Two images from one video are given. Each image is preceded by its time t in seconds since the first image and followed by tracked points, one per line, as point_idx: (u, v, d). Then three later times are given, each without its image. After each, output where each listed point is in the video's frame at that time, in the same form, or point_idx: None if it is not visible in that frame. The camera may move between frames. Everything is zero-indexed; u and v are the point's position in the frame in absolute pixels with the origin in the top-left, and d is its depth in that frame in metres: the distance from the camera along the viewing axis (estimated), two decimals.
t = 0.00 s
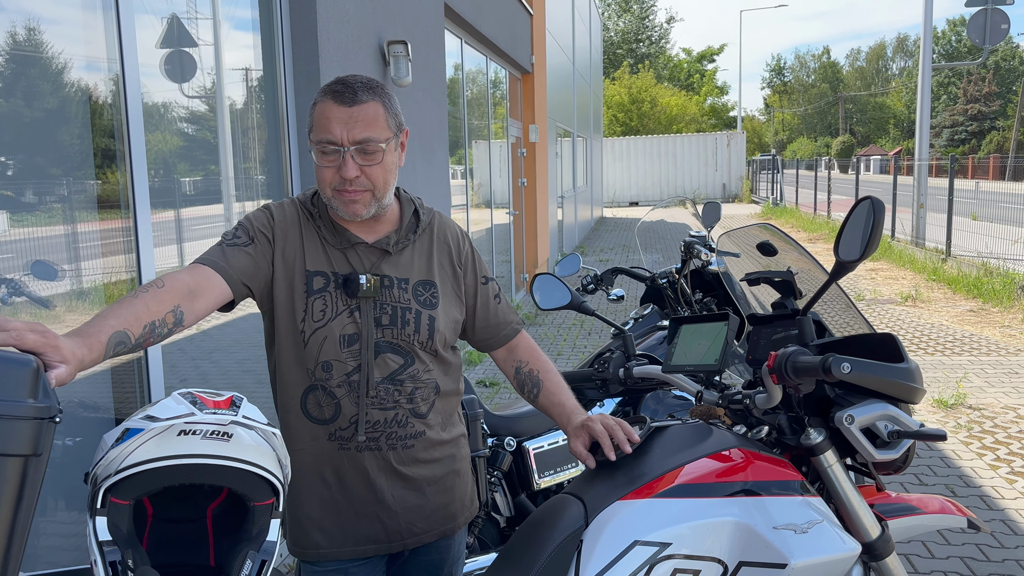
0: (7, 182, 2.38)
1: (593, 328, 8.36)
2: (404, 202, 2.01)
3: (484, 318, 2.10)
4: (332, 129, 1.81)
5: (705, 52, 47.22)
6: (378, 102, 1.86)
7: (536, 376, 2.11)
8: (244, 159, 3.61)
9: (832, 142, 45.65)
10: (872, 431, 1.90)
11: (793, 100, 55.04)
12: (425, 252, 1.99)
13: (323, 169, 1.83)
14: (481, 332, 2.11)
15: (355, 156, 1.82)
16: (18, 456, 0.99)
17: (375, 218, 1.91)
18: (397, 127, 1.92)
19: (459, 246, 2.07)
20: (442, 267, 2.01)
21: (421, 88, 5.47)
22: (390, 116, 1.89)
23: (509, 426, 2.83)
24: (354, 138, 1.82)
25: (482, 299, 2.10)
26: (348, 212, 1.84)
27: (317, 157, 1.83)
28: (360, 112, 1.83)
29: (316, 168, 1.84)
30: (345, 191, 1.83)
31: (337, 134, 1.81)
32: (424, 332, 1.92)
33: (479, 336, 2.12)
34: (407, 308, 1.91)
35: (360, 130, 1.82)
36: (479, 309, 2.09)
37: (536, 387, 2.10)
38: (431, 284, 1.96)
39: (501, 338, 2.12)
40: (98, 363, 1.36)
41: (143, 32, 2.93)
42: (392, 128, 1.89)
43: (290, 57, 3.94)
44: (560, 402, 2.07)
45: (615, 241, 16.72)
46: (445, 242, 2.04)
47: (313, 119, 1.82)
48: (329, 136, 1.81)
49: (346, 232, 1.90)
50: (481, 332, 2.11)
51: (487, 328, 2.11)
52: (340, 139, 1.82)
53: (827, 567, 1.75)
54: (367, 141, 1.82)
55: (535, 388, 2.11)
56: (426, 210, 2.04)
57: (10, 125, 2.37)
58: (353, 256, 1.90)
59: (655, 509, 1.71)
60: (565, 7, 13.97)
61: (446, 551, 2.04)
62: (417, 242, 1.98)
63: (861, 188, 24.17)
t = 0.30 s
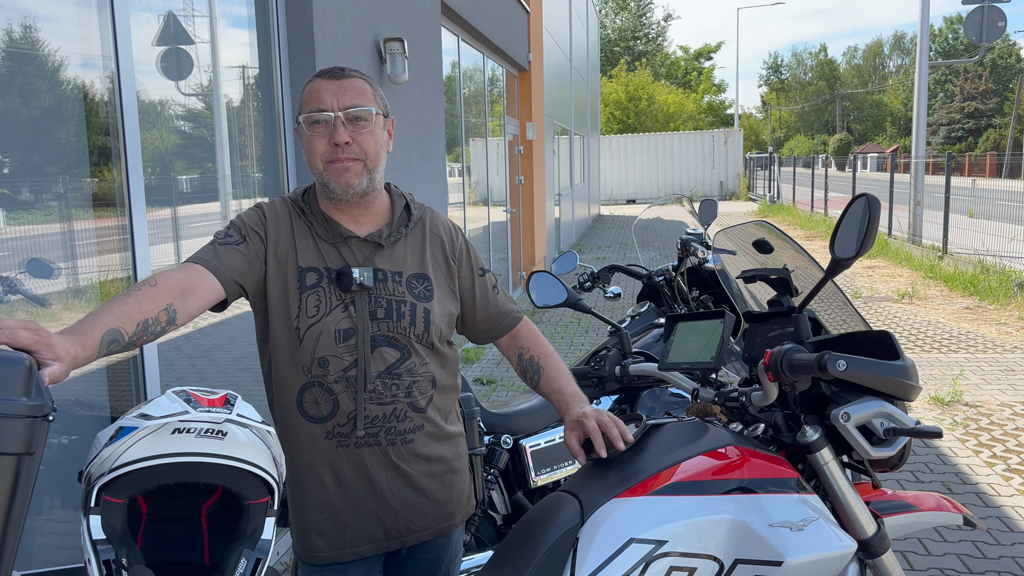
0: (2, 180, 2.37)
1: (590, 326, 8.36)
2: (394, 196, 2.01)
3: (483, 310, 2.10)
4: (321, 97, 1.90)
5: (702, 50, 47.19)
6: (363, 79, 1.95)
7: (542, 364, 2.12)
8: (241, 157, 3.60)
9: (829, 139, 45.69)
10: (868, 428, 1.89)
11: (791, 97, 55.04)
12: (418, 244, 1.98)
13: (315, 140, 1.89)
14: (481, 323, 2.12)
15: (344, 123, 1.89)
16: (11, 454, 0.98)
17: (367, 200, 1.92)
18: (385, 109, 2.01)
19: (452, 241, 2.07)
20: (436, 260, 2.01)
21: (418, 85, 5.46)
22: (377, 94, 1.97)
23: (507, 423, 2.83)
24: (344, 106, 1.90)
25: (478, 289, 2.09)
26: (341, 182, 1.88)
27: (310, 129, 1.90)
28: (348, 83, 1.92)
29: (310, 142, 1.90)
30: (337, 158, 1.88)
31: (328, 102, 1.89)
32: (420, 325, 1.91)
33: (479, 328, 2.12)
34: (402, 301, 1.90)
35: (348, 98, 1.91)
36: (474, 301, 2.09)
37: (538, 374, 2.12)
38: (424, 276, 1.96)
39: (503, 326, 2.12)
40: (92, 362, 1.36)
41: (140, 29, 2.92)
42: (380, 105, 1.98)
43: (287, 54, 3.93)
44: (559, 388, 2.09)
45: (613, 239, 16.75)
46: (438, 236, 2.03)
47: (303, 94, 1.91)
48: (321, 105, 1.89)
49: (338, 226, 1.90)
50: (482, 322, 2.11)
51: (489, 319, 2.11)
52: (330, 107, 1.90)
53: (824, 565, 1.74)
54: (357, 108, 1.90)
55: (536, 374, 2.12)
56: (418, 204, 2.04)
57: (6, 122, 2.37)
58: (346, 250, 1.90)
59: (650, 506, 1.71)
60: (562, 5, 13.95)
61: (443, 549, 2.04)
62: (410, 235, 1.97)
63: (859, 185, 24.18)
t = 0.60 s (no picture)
0: None
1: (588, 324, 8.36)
2: (396, 194, 2.01)
3: (481, 313, 2.14)
4: (337, 94, 1.89)
5: (700, 49, 47.18)
6: (376, 78, 1.96)
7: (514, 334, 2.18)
8: (238, 155, 3.59)
9: (827, 137, 45.73)
10: (865, 427, 1.90)
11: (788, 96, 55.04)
12: (419, 243, 1.99)
13: (327, 137, 1.88)
14: (477, 325, 2.15)
15: (358, 123, 1.89)
16: (9, 454, 0.98)
17: (370, 199, 1.92)
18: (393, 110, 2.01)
19: (453, 240, 2.08)
20: (437, 258, 2.01)
21: (416, 84, 5.46)
22: (388, 95, 1.98)
23: (504, 422, 2.84)
24: (358, 105, 1.90)
25: (476, 290, 2.13)
26: (350, 181, 1.87)
27: (322, 126, 1.89)
28: (363, 81, 1.92)
29: (320, 137, 1.89)
30: (348, 157, 1.87)
31: (343, 101, 1.89)
32: (419, 324, 1.92)
33: (473, 329, 2.16)
34: (403, 299, 1.91)
35: (362, 97, 1.90)
36: (474, 302, 2.13)
37: (517, 344, 2.17)
38: (425, 274, 1.96)
39: (497, 326, 2.17)
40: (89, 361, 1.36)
41: (137, 27, 2.91)
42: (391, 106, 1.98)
43: (285, 52, 3.92)
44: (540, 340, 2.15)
45: (611, 237, 16.76)
46: (439, 234, 2.04)
47: (316, 89, 1.89)
48: (334, 102, 1.89)
49: (340, 224, 1.90)
50: (480, 323, 2.15)
51: (487, 321, 2.16)
52: (345, 105, 1.89)
53: (821, 563, 1.75)
54: (370, 108, 1.90)
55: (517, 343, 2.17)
56: (419, 203, 2.05)
57: (3, 120, 2.36)
58: (347, 249, 1.90)
59: (648, 504, 1.71)
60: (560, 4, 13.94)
61: (442, 548, 2.04)
62: (411, 234, 1.98)
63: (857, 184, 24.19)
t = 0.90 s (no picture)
0: None
1: (588, 323, 8.37)
2: (404, 202, 2.02)
3: (476, 324, 2.15)
4: (351, 117, 1.84)
5: (699, 48, 47.18)
6: (397, 99, 1.90)
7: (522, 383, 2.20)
8: (237, 155, 3.59)
9: (826, 137, 45.78)
10: (866, 427, 1.90)
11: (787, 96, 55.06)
12: (425, 250, 2.00)
13: (334, 156, 1.85)
14: (473, 335, 2.16)
15: (368, 147, 1.85)
16: (12, 453, 0.99)
17: (376, 215, 1.91)
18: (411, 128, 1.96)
19: (457, 246, 2.09)
20: (441, 265, 2.03)
21: (415, 84, 5.45)
22: (407, 115, 1.93)
23: (504, 422, 2.85)
24: (371, 130, 1.85)
25: (477, 301, 2.14)
26: (352, 203, 1.85)
27: (331, 144, 1.86)
28: (382, 104, 1.87)
29: (328, 155, 1.86)
30: (353, 180, 1.85)
31: (355, 124, 1.84)
32: (423, 329, 1.92)
33: (469, 338, 2.16)
34: (407, 304, 1.91)
35: (377, 122, 1.86)
36: (475, 311, 2.14)
37: (522, 389, 2.20)
38: (429, 281, 1.97)
39: (488, 340, 2.17)
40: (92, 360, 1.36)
41: (136, 26, 2.91)
42: (407, 127, 1.93)
43: (284, 52, 3.92)
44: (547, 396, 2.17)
45: (610, 237, 16.77)
46: (444, 241, 2.06)
47: (332, 105, 1.85)
48: (348, 123, 1.85)
49: (346, 228, 1.90)
50: (472, 335, 2.16)
51: (480, 332, 2.16)
52: (357, 128, 1.84)
53: (822, 563, 1.75)
54: (383, 134, 1.86)
55: (522, 389, 2.19)
56: (425, 210, 2.06)
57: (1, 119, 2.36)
58: (353, 252, 1.90)
59: (649, 504, 1.72)
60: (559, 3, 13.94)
61: (442, 546, 2.05)
62: (417, 241, 1.99)
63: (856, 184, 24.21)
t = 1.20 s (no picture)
0: None
1: (587, 323, 8.38)
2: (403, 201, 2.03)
3: (476, 319, 2.14)
4: (424, 133, 1.87)
5: (699, 48, 47.20)
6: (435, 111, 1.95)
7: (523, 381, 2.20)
8: (237, 154, 3.59)
9: (824, 137, 45.83)
10: (866, 427, 1.90)
11: (786, 96, 55.08)
12: (424, 248, 2.01)
13: (403, 171, 1.86)
14: (473, 331, 2.16)
15: (430, 163, 1.91)
16: (15, 453, 0.98)
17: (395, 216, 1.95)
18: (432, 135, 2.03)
19: (455, 242, 2.10)
20: (441, 264, 2.04)
21: (415, 83, 5.45)
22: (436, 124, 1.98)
23: (504, 422, 2.85)
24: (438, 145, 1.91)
25: (475, 296, 2.14)
26: (408, 215, 1.90)
27: (399, 159, 1.85)
28: (434, 120, 1.93)
29: (389, 167, 1.85)
30: (417, 195, 1.90)
31: (428, 140, 1.88)
32: (424, 327, 1.93)
33: (469, 334, 2.16)
34: (408, 303, 1.92)
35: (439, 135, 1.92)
36: (473, 306, 2.13)
37: (525, 384, 2.19)
38: (429, 279, 1.98)
39: (490, 334, 2.17)
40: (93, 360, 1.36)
41: (135, 26, 2.91)
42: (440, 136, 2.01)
43: (284, 51, 3.92)
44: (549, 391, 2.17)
45: (609, 237, 16.78)
46: (442, 238, 2.07)
47: (404, 120, 1.85)
48: (422, 139, 1.87)
49: (349, 227, 1.90)
50: (473, 331, 2.16)
51: (480, 327, 2.16)
52: (430, 143, 1.88)
53: (823, 563, 1.75)
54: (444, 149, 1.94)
55: (524, 383, 2.19)
56: (423, 208, 2.07)
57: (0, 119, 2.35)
58: (355, 252, 1.90)
59: (649, 504, 1.72)
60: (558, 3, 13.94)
61: (442, 545, 2.05)
62: (416, 239, 1.99)
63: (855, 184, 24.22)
